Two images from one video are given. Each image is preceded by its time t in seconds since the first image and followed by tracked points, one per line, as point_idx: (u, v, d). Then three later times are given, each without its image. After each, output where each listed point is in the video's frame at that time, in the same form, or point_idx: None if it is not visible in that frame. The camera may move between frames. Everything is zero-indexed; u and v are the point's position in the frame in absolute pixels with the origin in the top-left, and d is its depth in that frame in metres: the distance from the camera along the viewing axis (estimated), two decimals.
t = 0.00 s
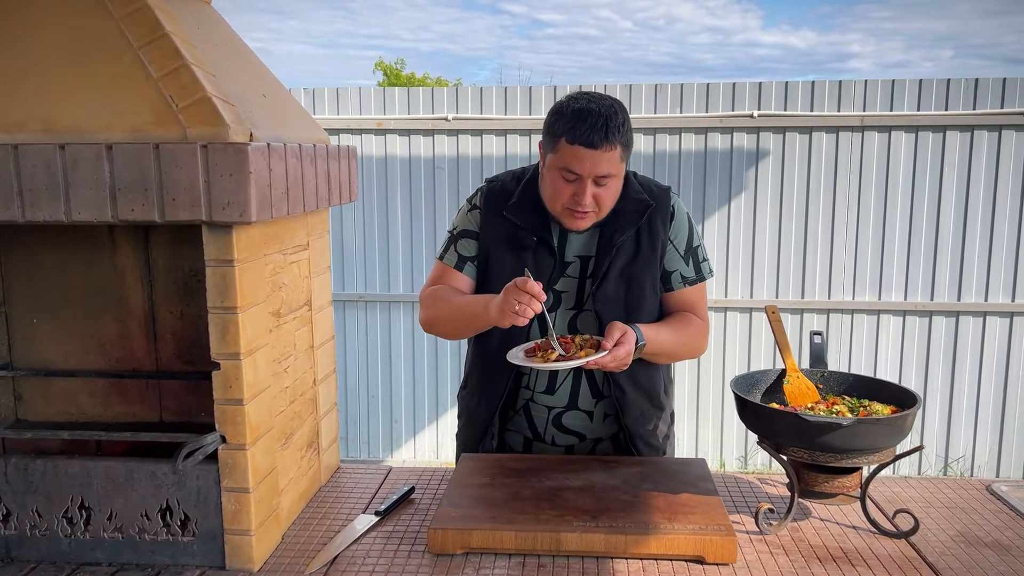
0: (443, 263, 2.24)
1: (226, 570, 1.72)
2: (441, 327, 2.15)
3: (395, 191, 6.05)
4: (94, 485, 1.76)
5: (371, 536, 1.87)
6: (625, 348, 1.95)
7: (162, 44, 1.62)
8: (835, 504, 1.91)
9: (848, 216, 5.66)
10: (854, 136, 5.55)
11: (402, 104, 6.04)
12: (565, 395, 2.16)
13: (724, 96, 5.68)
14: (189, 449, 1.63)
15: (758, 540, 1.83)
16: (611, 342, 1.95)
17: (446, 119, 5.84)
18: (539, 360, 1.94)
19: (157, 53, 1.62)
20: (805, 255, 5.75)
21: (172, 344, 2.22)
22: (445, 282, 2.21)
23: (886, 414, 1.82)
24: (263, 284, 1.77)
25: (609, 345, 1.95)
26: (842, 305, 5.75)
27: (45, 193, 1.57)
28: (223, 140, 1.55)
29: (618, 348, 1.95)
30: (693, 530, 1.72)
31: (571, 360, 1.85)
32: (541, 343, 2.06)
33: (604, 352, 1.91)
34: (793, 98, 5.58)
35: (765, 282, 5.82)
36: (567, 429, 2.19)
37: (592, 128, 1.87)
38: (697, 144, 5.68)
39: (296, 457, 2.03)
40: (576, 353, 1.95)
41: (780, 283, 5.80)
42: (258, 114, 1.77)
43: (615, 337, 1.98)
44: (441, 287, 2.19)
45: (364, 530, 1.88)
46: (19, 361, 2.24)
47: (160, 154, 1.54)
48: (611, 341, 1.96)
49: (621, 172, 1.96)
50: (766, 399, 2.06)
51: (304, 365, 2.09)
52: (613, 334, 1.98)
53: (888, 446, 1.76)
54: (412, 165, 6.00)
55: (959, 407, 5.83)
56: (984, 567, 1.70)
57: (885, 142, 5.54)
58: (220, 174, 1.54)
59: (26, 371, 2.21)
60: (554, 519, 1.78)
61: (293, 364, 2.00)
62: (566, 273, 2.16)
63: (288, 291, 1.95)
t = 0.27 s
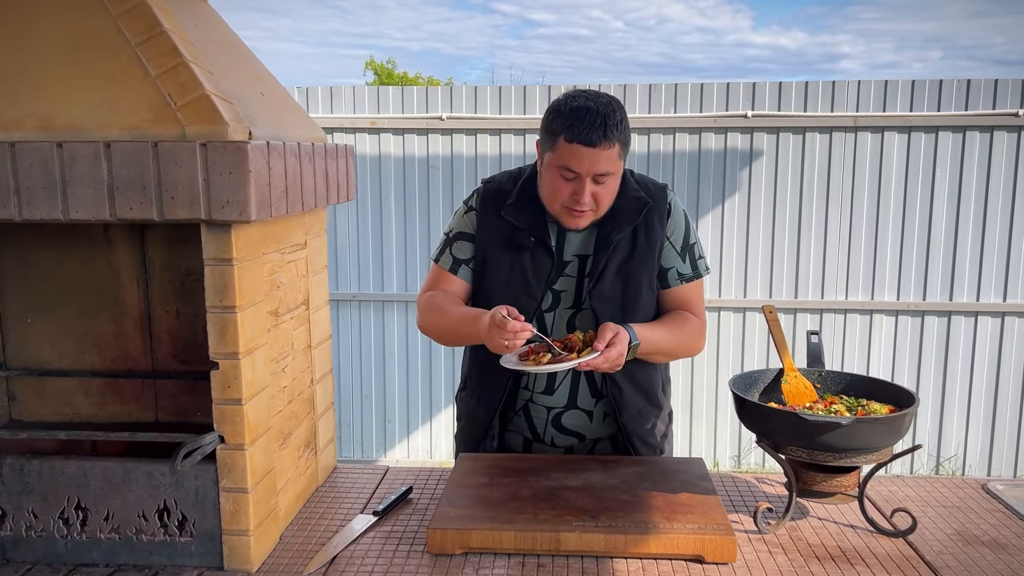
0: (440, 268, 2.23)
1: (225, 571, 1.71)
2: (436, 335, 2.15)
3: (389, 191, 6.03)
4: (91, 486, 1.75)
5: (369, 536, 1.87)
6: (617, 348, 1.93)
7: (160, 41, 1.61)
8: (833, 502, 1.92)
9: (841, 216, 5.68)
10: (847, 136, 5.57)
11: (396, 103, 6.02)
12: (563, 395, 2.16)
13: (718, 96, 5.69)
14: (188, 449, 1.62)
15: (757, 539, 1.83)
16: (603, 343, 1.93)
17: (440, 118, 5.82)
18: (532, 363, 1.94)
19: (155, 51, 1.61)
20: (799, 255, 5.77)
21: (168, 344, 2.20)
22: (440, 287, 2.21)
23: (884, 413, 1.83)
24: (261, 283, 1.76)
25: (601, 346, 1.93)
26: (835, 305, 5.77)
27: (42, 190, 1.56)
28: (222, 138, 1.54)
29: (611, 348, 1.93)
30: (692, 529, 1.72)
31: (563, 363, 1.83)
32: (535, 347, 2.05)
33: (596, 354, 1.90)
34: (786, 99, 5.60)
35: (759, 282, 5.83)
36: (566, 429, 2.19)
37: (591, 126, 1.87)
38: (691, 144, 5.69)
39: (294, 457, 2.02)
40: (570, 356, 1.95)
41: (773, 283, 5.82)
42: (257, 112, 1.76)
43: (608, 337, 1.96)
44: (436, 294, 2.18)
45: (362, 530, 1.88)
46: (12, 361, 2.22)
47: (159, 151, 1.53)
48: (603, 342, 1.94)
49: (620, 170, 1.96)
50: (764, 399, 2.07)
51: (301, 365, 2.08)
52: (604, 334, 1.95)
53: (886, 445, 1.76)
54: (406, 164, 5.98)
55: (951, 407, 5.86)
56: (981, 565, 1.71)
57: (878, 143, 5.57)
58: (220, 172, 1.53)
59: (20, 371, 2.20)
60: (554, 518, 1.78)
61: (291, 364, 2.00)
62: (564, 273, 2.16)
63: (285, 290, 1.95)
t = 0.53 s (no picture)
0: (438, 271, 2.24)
1: (225, 571, 1.71)
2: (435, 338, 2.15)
3: (386, 190, 6.02)
4: (90, 486, 1.74)
5: (369, 536, 1.86)
6: (617, 350, 1.93)
7: (160, 39, 1.61)
8: (834, 501, 1.94)
9: (837, 215, 5.70)
10: (843, 136, 5.58)
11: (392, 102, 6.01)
12: (563, 394, 2.16)
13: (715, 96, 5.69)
14: (188, 449, 1.61)
15: (757, 538, 1.83)
16: (603, 344, 1.94)
17: (437, 117, 5.82)
18: (533, 363, 1.94)
19: (155, 49, 1.60)
20: (795, 255, 5.78)
21: (166, 343, 2.19)
22: (439, 290, 2.21)
23: (886, 412, 1.83)
24: (261, 283, 1.75)
25: (601, 347, 1.93)
26: (831, 305, 5.78)
27: (41, 189, 1.55)
28: (223, 137, 1.53)
29: (612, 349, 1.94)
30: (693, 528, 1.72)
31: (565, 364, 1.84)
32: (534, 346, 2.06)
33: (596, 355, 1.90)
34: (783, 98, 5.60)
35: (756, 282, 5.84)
36: (566, 429, 2.19)
37: (584, 126, 1.87)
38: (688, 143, 5.69)
39: (294, 457, 2.01)
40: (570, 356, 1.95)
41: (770, 282, 5.83)
42: (256, 110, 1.75)
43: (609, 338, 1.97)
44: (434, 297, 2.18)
45: (362, 530, 1.87)
46: (10, 360, 2.21)
47: (160, 150, 1.53)
48: (604, 343, 1.94)
49: (615, 170, 1.96)
50: (764, 397, 2.07)
51: (301, 364, 2.08)
52: (605, 335, 1.96)
53: (887, 444, 1.77)
54: (403, 163, 5.97)
55: (947, 406, 5.88)
56: (982, 563, 1.71)
57: (874, 142, 5.58)
58: (221, 171, 1.53)
59: (17, 370, 2.19)
60: (555, 518, 1.77)
61: (291, 363, 1.99)
62: (562, 273, 2.16)
63: (285, 290, 1.94)
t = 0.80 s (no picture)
0: (432, 267, 2.26)
1: (223, 573, 1.69)
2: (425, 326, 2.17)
3: (380, 188, 6.00)
4: (86, 487, 1.72)
5: (368, 535, 1.85)
6: (619, 339, 1.92)
7: (156, 36, 1.59)
8: (833, 499, 1.95)
9: (832, 213, 5.71)
10: (838, 134, 5.59)
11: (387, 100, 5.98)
12: (561, 392, 2.15)
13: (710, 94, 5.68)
14: (185, 449, 1.59)
15: (757, 536, 1.83)
16: (604, 334, 1.92)
17: (432, 115, 5.80)
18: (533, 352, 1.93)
19: (150, 45, 1.59)
20: (790, 253, 5.79)
21: (161, 342, 2.17)
22: (433, 284, 2.24)
23: (885, 410, 1.84)
24: (258, 281, 1.74)
25: (602, 336, 1.92)
26: (826, 302, 5.79)
27: (36, 187, 1.53)
28: (220, 134, 1.52)
29: (612, 339, 1.92)
30: (694, 527, 1.72)
31: (566, 353, 1.83)
32: (534, 336, 2.04)
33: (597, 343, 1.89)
34: (778, 97, 5.60)
35: (750, 280, 5.84)
36: (565, 427, 2.18)
37: (572, 118, 1.87)
38: (682, 141, 5.69)
39: (291, 456, 1.99)
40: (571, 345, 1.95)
41: (765, 280, 5.83)
42: (253, 107, 1.74)
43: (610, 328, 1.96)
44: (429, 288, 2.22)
45: (361, 530, 1.86)
46: (3, 360, 2.19)
47: (156, 147, 1.51)
48: (604, 332, 1.93)
49: (606, 162, 1.95)
50: (763, 395, 2.07)
51: (298, 363, 2.06)
52: (607, 326, 1.95)
53: (887, 442, 1.76)
54: (397, 161, 5.95)
55: (941, 403, 5.90)
56: (982, 561, 1.71)
57: (869, 140, 5.59)
58: (218, 168, 1.51)
59: (11, 370, 2.17)
60: (555, 517, 1.77)
61: (288, 362, 1.98)
62: (559, 269, 2.15)
63: (282, 288, 1.92)
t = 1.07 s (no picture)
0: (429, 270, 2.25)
1: None
2: (426, 330, 2.14)
3: (375, 189, 5.98)
4: (82, 491, 1.71)
5: (366, 539, 1.84)
6: (617, 331, 1.93)
7: (153, 35, 1.58)
8: (833, 502, 1.93)
9: (827, 214, 5.72)
10: (833, 135, 5.60)
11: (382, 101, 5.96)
12: (560, 394, 2.14)
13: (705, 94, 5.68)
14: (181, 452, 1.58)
15: (758, 539, 1.82)
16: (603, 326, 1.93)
17: (427, 115, 5.78)
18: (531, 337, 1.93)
19: (147, 45, 1.57)
20: (785, 253, 5.79)
21: (157, 344, 2.16)
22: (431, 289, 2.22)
23: (885, 412, 1.83)
24: (256, 283, 1.73)
25: (602, 327, 1.93)
26: (821, 303, 5.80)
27: (31, 187, 1.52)
28: (218, 134, 1.51)
29: (612, 331, 1.93)
30: (694, 529, 1.71)
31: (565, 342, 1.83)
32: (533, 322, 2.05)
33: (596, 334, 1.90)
34: (773, 98, 5.61)
35: (746, 280, 5.85)
36: (564, 428, 2.17)
37: (562, 115, 1.86)
38: (678, 142, 5.69)
39: (289, 459, 1.98)
40: (569, 333, 1.95)
41: (760, 281, 5.84)
42: (250, 107, 1.73)
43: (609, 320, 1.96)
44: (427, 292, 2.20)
45: (358, 533, 1.85)
46: None
47: (153, 148, 1.50)
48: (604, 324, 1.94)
49: (598, 160, 1.94)
50: (763, 396, 2.07)
51: (296, 365, 2.05)
52: (607, 317, 1.95)
53: (888, 443, 1.76)
54: (392, 162, 5.94)
55: (936, 403, 5.91)
56: (982, 562, 1.71)
57: (864, 141, 5.60)
58: (216, 169, 1.50)
59: (5, 373, 2.15)
60: (554, 520, 1.76)
61: (285, 364, 1.96)
62: (556, 271, 2.15)
63: (280, 290, 1.91)
